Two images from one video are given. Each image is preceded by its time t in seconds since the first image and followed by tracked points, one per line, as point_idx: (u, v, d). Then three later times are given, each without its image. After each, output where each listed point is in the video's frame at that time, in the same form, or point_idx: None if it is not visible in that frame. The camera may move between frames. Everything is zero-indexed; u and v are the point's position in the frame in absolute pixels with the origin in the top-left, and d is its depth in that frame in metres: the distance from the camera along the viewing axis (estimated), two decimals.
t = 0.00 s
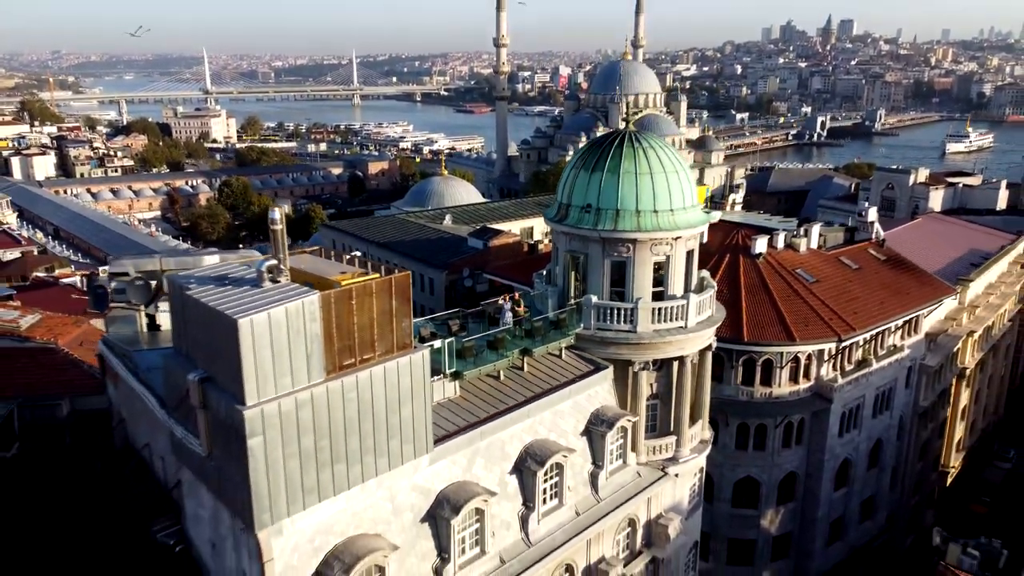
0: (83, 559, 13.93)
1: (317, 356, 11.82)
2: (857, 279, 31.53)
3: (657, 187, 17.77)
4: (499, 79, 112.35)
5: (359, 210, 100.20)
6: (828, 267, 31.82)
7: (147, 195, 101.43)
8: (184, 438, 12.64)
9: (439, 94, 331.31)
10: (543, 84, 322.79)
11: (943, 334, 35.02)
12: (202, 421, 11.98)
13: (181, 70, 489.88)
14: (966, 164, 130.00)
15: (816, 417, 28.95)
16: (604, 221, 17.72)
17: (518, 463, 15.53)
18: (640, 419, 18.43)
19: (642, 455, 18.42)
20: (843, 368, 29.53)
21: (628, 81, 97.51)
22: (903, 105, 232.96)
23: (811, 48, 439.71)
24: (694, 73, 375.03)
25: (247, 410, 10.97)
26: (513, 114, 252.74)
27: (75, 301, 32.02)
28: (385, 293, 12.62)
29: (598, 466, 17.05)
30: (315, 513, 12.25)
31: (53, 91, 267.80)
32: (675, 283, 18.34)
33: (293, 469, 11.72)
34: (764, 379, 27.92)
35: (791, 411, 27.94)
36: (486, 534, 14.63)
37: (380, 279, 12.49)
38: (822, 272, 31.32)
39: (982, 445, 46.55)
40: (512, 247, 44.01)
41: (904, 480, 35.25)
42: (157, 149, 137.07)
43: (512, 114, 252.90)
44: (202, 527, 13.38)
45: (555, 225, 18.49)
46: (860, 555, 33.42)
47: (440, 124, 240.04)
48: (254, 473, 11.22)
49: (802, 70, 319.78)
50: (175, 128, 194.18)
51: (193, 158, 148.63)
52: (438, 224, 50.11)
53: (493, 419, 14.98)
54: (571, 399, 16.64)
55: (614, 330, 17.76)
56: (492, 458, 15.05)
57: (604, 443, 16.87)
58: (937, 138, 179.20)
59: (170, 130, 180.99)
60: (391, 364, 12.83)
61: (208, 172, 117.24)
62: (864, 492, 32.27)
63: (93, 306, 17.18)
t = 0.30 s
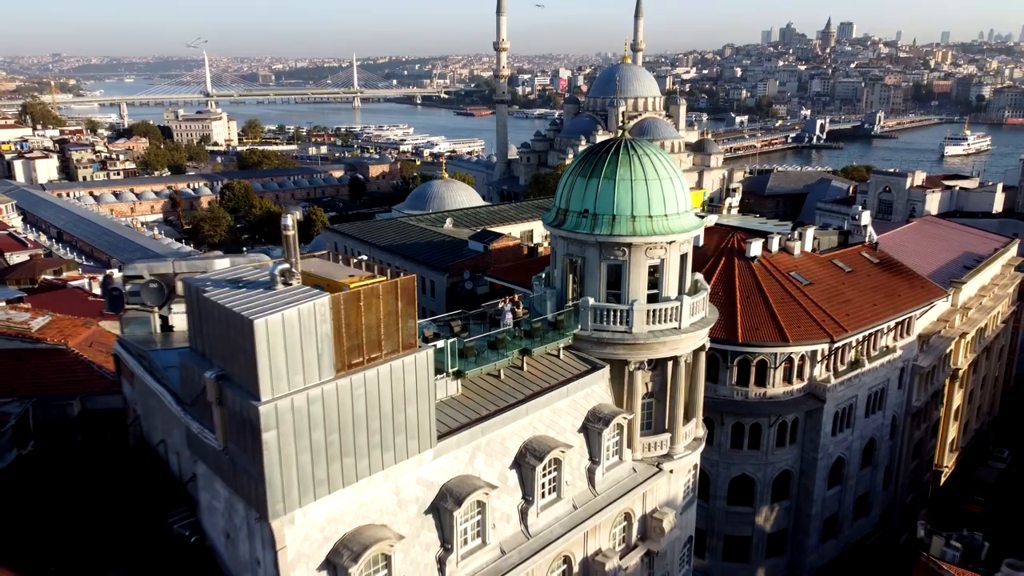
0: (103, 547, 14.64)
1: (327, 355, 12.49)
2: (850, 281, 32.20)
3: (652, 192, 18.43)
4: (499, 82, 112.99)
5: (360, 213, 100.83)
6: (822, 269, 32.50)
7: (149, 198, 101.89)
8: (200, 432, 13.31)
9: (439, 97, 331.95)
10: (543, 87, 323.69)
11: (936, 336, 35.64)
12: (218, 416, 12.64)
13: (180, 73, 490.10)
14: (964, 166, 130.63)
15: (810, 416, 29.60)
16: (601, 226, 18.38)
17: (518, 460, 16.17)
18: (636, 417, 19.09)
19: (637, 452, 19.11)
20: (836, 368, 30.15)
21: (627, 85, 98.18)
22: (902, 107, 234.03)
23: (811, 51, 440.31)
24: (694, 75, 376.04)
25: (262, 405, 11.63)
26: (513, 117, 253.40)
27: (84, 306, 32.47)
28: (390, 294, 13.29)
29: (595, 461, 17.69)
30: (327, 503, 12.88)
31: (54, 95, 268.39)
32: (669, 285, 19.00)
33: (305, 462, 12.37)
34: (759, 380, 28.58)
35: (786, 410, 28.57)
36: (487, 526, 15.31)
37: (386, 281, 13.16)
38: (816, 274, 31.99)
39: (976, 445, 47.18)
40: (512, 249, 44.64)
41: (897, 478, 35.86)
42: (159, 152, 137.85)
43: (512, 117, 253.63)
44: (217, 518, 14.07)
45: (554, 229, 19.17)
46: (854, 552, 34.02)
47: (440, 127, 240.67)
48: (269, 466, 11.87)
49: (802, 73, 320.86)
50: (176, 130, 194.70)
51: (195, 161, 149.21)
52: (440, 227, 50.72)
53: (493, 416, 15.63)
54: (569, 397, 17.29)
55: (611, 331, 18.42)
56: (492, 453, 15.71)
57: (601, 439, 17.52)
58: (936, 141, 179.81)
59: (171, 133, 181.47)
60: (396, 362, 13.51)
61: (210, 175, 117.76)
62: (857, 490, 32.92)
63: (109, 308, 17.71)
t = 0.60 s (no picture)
0: (121, 536, 15.31)
1: (337, 354, 13.14)
2: (844, 283, 32.87)
3: (649, 197, 19.06)
4: (500, 85, 113.67)
5: (361, 215, 101.47)
6: (817, 272, 33.15)
7: (152, 201, 102.62)
8: (216, 427, 13.99)
9: (439, 99, 332.54)
10: (545, 89, 324.50)
11: (930, 337, 36.24)
12: (233, 412, 13.31)
13: (181, 75, 491.28)
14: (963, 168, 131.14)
15: (805, 416, 30.22)
16: (599, 230, 19.04)
17: (519, 455, 16.82)
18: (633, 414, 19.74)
19: (634, 448, 19.76)
20: (831, 368, 30.77)
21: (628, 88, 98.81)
22: (903, 109, 234.46)
23: (812, 54, 441.07)
24: (694, 78, 376.67)
25: (277, 401, 12.30)
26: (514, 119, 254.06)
27: (91, 308, 33.11)
28: (397, 296, 13.97)
29: (593, 457, 18.34)
30: (337, 495, 13.52)
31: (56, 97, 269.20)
32: (665, 287, 19.67)
33: (316, 455, 13.01)
34: (754, 379, 29.21)
35: (781, 409, 29.17)
36: (489, 518, 15.94)
37: (393, 284, 13.83)
38: (811, 277, 32.65)
39: (972, 445, 47.76)
40: (513, 252, 45.30)
41: (892, 477, 36.45)
42: (162, 155, 138.73)
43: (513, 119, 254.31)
44: (231, 509, 14.74)
45: (553, 233, 19.84)
46: (849, 550, 34.63)
47: (441, 129, 241.28)
48: (283, 458, 12.54)
49: (802, 75, 321.56)
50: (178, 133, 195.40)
51: (197, 164, 149.87)
52: (441, 230, 51.40)
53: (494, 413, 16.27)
54: (568, 395, 17.94)
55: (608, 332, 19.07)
56: (494, 449, 16.36)
57: (599, 436, 18.17)
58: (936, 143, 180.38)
59: (173, 136, 182.22)
60: (402, 361, 14.17)
61: (212, 178, 118.45)
62: (852, 488, 33.54)
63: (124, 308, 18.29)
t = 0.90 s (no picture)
0: (136, 527, 15.96)
1: (347, 352, 13.81)
2: (838, 285, 33.54)
3: (645, 202, 19.73)
4: (501, 88, 114.38)
5: (363, 217, 102.13)
6: (812, 274, 33.82)
7: (155, 203, 103.43)
8: (230, 422, 14.66)
9: (440, 102, 333.29)
10: (546, 92, 325.40)
11: (924, 338, 36.86)
12: (248, 407, 13.98)
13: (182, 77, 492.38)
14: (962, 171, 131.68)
15: (800, 415, 30.86)
16: (597, 234, 19.70)
17: (519, 451, 17.47)
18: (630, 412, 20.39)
19: (631, 445, 20.41)
20: (825, 369, 31.40)
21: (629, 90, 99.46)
22: (903, 112, 234.93)
23: (812, 55, 441.47)
24: (695, 80, 377.05)
25: (290, 397, 12.97)
26: (515, 121, 254.86)
27: (99, 309, 33.80)
28: (403, 297, 14.64)
29: (592, 453, 18.99)
30: (347, 487, 14.18)
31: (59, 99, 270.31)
32: (661, 289, 20.34)
33: (326, 449, 13.68)
34: (750, 379, 29.84)
35: (776, 409, 29.80)
36: (491, 511, 16.60)
37: (399, 286, 14.51)
38: (806, 279, 33.32)
39: (968, 445, 48.35)
40: (514, 254, 46.06)
41: (887, 476, 37.07)
42: (164, 157, 139.45)
43: (514, 121, 255.09)
44: (244, 501, 15.42)
45: (553, 237, 20.50)
46: (844, 547, 35.23)
47: (442, 131, 241.99)
48: (296, 451, 13.21)
49: (803, 77, 322.21)
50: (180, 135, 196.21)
51: (199, 166, 150.59)
52: (443, 232, 52.13)
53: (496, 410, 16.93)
54: (567, 393, 18.59)
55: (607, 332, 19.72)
56: (497, 444, 17.02)
57: (598, 432, 18.83)
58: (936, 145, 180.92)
59: (175, 138, 183.04)
60: (409, 359, 14.84)
61: (215, 180, 119.17)
62: (847, 487, 34.16)
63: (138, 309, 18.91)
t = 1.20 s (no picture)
0: (151, 520, 16.59)
1: (356, 352, 14.47)
2: (832, 287, 34.21)
3: (641, 207, 20.41)
4: (501, 92, 115.11)
5: (364, 221, 102.82)
6: (806, 277, 34.49)
7: (158, 206, 104.24)
8: (243, 419, 15.31)
9: (441, 104, 334.12)
10: (546, 95, 326.27)
11: (918, 340, 37.51)
12: (261, 405, 14.65)
13: (183, 80, 493.39)
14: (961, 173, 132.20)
15: (794, 415, 31.52)
16: (595, 238, 20.38)
17: (520, 447, 18.12)
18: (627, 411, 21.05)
19: (628, 443, 21.07)
20: (819, 369, 32.04)
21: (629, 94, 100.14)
22: (903, 114, 235.56)
23: (812, 58, 442.30)
24: (695, 83, 377.98)
25: (302, 394, 13.63)
26: (515, 124, 255.57)
27: (106, 311, 34.44)
28: (409, 299, 15.30)
29: (590, 450, 19.64)
30: (355, 481, 14.84)
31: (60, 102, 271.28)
32: (657, 291, 21.00)
33: (335, 444, 14.34)
34: (745, 380, 30.50)
35: (771, 408, 30.46)
36: (492, 505, 17.26)
37: (405, 289, 15.17)
38: (801, 281, 33.98)
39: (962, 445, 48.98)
40: (515, 257, 46.73)
41: (881, 475, 37.70)
42: (166, 160, 140.12)
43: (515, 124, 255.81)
44: (256, 494, 16.09)
45: (553, 240, 21.17)
46: (838, 545, 35.85)
47: (443, 134, 242.73)
48: (307, 445, 13.87)
49: (803, 80, 322.85)
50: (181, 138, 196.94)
51: (201, 169, 151.26)
52: (445, 236, 52.81)
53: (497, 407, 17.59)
54: (566, 391, 19.25)
55: (604, 333, 20.39)
56: (497, 441, 17.66)
57: (596, 429, 19.49)
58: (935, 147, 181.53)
59: (177, 141, 183.77)
60: (414, 358, 15.51)
61: (217, 183, 119.86)
62: (841, 485, 34.80)
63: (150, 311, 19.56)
